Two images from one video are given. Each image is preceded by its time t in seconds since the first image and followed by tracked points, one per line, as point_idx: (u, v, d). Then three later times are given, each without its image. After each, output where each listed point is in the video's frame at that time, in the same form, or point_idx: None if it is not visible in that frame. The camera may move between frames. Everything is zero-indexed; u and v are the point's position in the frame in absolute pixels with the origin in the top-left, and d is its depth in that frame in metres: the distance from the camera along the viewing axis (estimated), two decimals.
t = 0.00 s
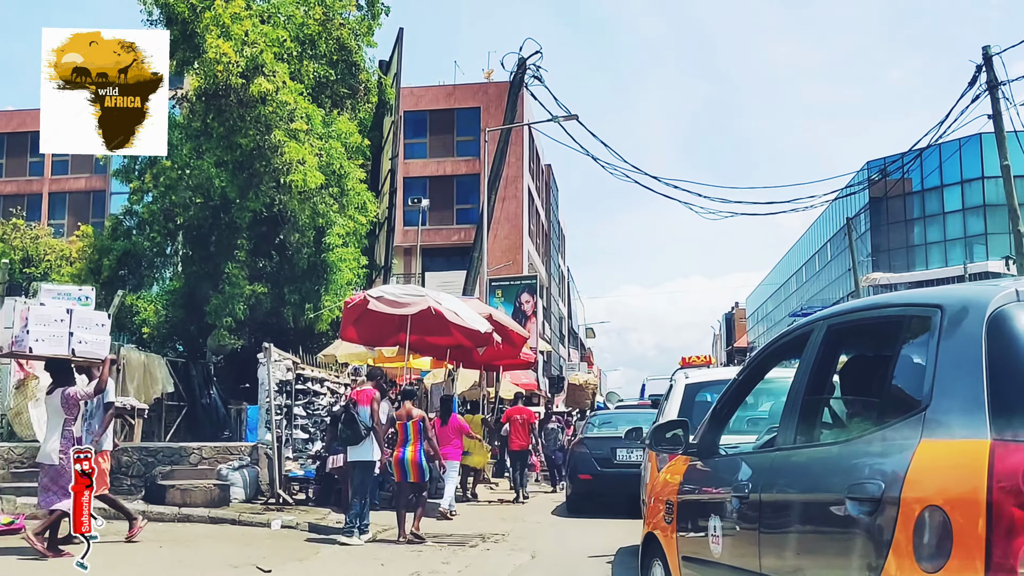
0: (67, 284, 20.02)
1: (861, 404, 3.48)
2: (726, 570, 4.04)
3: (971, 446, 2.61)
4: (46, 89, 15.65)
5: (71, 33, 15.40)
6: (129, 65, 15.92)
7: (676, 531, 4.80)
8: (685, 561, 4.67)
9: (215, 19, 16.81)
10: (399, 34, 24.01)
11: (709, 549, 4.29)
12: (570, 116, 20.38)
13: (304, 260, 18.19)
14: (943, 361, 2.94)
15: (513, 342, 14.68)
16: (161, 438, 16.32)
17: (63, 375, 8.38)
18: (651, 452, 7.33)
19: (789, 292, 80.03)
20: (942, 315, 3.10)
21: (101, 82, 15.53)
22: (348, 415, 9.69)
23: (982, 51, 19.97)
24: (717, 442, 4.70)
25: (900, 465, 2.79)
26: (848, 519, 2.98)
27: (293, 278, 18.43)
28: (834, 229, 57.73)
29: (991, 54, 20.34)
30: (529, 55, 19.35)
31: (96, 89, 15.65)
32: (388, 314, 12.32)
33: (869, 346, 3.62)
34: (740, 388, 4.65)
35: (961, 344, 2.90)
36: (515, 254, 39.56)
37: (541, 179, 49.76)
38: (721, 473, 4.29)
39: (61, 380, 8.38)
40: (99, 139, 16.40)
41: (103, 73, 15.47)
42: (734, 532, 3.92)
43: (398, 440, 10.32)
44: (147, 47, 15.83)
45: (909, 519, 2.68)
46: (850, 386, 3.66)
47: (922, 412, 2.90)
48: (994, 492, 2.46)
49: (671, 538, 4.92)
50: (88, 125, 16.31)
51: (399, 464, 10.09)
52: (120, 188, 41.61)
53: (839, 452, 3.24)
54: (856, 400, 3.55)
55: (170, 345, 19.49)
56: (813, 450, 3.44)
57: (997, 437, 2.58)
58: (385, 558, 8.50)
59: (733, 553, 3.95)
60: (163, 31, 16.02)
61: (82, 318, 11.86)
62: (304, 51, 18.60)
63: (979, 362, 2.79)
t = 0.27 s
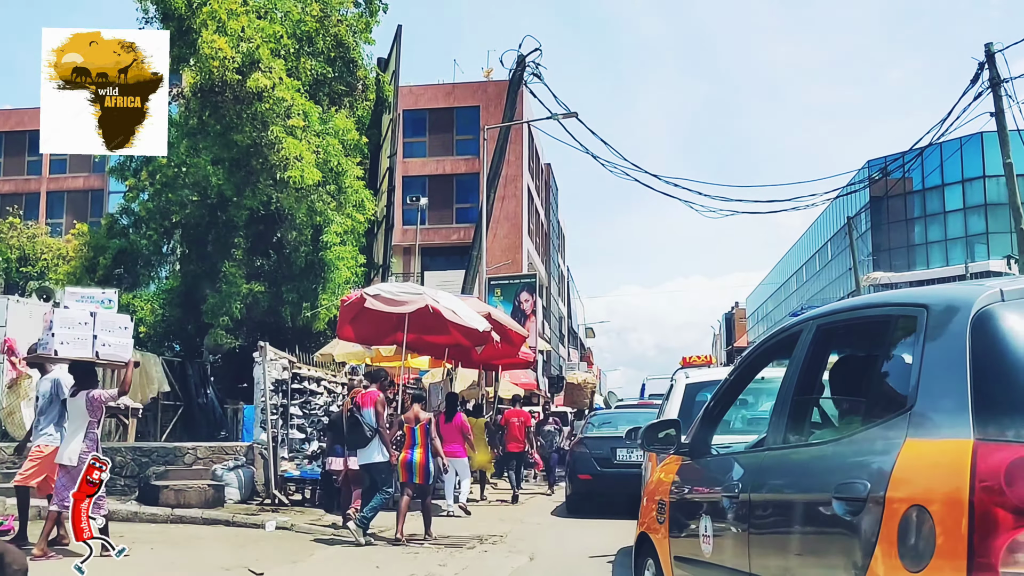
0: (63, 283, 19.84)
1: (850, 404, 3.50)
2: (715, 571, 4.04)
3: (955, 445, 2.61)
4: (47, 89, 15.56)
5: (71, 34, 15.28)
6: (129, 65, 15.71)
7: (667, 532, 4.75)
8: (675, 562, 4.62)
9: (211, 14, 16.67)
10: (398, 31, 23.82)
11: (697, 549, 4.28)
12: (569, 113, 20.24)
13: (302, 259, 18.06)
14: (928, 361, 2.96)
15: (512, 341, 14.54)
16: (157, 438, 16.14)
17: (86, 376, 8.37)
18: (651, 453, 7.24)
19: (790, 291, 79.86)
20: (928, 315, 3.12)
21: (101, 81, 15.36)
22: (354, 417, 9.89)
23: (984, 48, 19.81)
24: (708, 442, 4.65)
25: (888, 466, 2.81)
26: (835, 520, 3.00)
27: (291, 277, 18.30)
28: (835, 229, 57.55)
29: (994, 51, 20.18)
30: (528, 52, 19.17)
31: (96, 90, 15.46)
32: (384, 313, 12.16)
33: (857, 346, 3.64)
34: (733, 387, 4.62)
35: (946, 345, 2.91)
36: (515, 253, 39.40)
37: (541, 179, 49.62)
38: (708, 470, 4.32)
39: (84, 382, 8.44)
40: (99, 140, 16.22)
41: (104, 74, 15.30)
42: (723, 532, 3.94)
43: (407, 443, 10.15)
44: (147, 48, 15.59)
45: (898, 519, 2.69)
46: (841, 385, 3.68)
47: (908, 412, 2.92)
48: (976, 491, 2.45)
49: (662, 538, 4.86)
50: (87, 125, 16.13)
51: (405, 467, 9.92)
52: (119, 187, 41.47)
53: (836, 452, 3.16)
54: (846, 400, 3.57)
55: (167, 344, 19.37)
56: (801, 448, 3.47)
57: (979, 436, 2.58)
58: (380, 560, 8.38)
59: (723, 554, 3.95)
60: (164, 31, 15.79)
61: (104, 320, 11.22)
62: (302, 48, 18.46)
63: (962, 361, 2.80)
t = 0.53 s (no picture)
0: (56, 282, 19.64)
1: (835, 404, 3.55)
2: (706, 571, 4.02)
3: (937, 444, 2.64)
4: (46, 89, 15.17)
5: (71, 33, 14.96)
6: (129, 65, 15.33)
7: (659, 532, 4.72)
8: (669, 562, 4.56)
9: (206, 9, 16.56)
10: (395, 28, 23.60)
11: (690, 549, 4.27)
12: (568, 110, 20.06)
13: (298, 257, 17.93)
14: (913, 360, 2.98)
15: (510, 339, 14.38)
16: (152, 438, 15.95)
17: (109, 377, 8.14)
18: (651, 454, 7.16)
19: (790, 291, 79.68)
20: (913, 314, 3.14)
21: (101, 80, 15.03)
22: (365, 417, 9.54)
23: (987, 44, 19.66)
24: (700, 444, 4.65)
25: (875, 465, 2.85)
26: (824, 520, 3.04)
27: (287, 275, 18.14)
28: (835, 228, 57.37)
29: (997, 48, 20.02)
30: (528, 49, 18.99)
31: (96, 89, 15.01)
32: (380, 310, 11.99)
33: (846, 346, 3.67)
34: (723, 388, 4.60)
35: (930, 345, 2.93)
36: (514, 252, 39.23)
37: (540, 178, 49.43)
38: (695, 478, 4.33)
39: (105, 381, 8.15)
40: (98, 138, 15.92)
41: (103, 74, 14.90)
42: (715, 532, 3.94)
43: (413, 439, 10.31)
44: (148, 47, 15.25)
45: (883, 518, 2.73)
46: (829, 385, 3.72)
47: (893, 411, 2.95)
48: (957, 492, 2.49)
49: (654, 539, 4.83)
50: (87, 123, 15.79)
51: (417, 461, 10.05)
52: (115, 187, 41.27)
53: (841, 458, 3.08)
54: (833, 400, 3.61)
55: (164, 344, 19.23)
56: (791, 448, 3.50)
57: (961, 435, 2.61)
58: (375, 562, 8.22)
59: (714, 555, 3.95)
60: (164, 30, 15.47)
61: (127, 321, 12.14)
62: (298, 43, 18.28)
63: (946, 360, 2.82)
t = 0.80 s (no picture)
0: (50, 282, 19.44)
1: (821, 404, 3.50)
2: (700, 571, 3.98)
3: (918, 442, 2.61)
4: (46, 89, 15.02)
5: (70, 33, 14.82)
6: (129, 65, 15.17)
7: (652, 532, 4.68)
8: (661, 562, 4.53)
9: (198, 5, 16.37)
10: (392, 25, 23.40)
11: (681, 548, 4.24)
12: (567, 107, 19.88)
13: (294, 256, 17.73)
14: (897, 359, 2.94)
15: (508, 338, 14.22)
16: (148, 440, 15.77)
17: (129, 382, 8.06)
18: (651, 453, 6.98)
19: (790, 289, 79.49)
20: (897, 313, 3.11)
21: (102, 81, 14.84)
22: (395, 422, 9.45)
23: (988, 39, 19.50)
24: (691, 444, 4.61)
25: (858, 465, 2.82)
26: (810, 519, 3.00)
27: (283, 275, 17.98)
28: (835, 225, 57.20)
29: (999, 42, 19.84)
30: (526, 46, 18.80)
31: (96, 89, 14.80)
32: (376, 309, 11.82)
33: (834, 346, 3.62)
34: (715, 388, 4.56)
35: (913, 343, 2.90)
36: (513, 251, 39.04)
37: (539, 176, 49.25)
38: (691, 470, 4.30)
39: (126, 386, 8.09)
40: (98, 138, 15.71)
41: (104, 74, 14.69)
42: (706, 533, 3.90)
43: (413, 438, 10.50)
44: (148, 47, 15.09)
45: (866, 518, 2.70)
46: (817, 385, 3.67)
47: (877, 409, 2.92)
48: (938, 491, 2.45)
49: (647, 538, 4.78)
50: (87, 123, 15.53)
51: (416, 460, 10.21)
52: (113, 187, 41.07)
53: (842, 455, 2.95)
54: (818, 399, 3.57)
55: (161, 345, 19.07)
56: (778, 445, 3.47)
57: (941, 433, 2.58)
58: (370, 567, 8.04)
59: (706, 554, 3.90)
60: (164, 30, 15.27)
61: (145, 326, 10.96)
62: (293, 41, 18.12)
63: (928, 358, 2.79)
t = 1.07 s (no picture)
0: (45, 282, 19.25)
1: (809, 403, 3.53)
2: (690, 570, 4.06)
3: (896, 441, 2.67)
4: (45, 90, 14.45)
5: (69, 33, 14.01)
6: (129, 65, 14.89)
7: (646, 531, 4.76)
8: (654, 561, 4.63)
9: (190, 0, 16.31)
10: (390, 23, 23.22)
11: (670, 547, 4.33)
12: (565, 104, 19.72)
13: (291, 255, 17.61)
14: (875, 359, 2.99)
15: (507, 337, 14.07)
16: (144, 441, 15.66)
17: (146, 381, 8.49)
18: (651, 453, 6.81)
19: (790, 288, 79.32)
20: (878, 312, 3.16)
21: (100, 81, 14.60)
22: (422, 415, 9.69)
23: (990, 34, 19.34)
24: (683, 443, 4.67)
25: (839, 466, 2.86)
26: (794, 517, 3.05)
27: (280, 273, 17.82)
28: (836, 224, 57.03)
29: (1001, 37, 19.67)
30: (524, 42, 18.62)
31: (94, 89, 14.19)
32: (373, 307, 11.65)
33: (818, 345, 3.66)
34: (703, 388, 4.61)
35: (892, 343, 2.94)
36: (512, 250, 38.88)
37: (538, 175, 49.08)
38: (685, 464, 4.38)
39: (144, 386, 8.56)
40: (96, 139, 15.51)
41: (103, 74, 14.22)
42: (697, 532, 3.96)
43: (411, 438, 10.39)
44: (147, 46, 14.74)
45: (846, 518, 2.75)
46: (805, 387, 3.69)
47: (859, 408, 2.94)
48: (915, 490, 2.51)
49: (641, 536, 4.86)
50: (86, 124, 15.19)
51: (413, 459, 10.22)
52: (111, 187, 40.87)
53: (832, 454, 2.95)
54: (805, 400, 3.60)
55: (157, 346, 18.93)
56: (769, 446, 3.47)
57: (919, 432, 2.63)
58: (366, 570, 7.90)
59: (695, 553, 3.98)
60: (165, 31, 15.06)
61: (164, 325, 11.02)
62: (289, 37, 17.96)
63: (905, 358, 2.84)
